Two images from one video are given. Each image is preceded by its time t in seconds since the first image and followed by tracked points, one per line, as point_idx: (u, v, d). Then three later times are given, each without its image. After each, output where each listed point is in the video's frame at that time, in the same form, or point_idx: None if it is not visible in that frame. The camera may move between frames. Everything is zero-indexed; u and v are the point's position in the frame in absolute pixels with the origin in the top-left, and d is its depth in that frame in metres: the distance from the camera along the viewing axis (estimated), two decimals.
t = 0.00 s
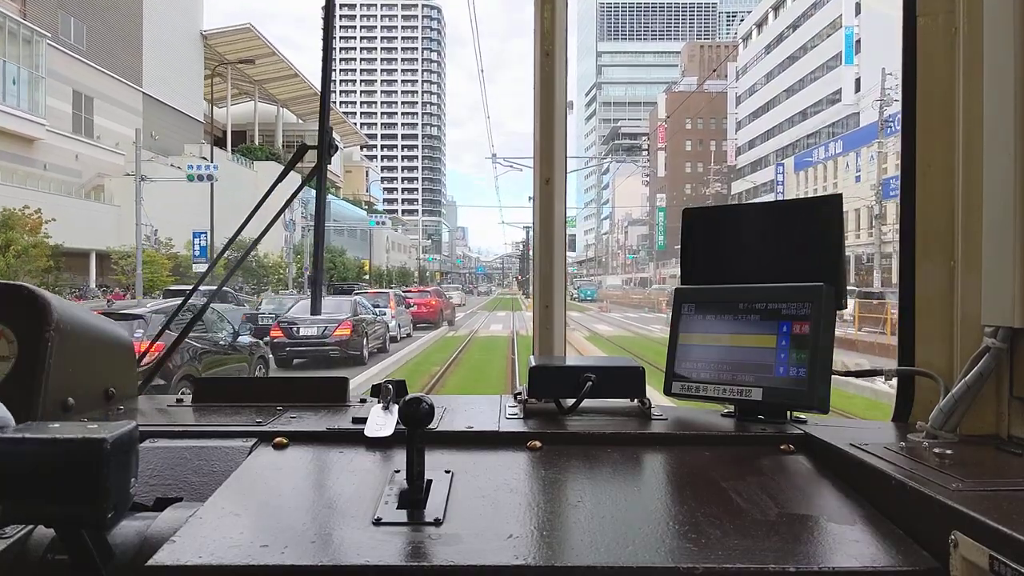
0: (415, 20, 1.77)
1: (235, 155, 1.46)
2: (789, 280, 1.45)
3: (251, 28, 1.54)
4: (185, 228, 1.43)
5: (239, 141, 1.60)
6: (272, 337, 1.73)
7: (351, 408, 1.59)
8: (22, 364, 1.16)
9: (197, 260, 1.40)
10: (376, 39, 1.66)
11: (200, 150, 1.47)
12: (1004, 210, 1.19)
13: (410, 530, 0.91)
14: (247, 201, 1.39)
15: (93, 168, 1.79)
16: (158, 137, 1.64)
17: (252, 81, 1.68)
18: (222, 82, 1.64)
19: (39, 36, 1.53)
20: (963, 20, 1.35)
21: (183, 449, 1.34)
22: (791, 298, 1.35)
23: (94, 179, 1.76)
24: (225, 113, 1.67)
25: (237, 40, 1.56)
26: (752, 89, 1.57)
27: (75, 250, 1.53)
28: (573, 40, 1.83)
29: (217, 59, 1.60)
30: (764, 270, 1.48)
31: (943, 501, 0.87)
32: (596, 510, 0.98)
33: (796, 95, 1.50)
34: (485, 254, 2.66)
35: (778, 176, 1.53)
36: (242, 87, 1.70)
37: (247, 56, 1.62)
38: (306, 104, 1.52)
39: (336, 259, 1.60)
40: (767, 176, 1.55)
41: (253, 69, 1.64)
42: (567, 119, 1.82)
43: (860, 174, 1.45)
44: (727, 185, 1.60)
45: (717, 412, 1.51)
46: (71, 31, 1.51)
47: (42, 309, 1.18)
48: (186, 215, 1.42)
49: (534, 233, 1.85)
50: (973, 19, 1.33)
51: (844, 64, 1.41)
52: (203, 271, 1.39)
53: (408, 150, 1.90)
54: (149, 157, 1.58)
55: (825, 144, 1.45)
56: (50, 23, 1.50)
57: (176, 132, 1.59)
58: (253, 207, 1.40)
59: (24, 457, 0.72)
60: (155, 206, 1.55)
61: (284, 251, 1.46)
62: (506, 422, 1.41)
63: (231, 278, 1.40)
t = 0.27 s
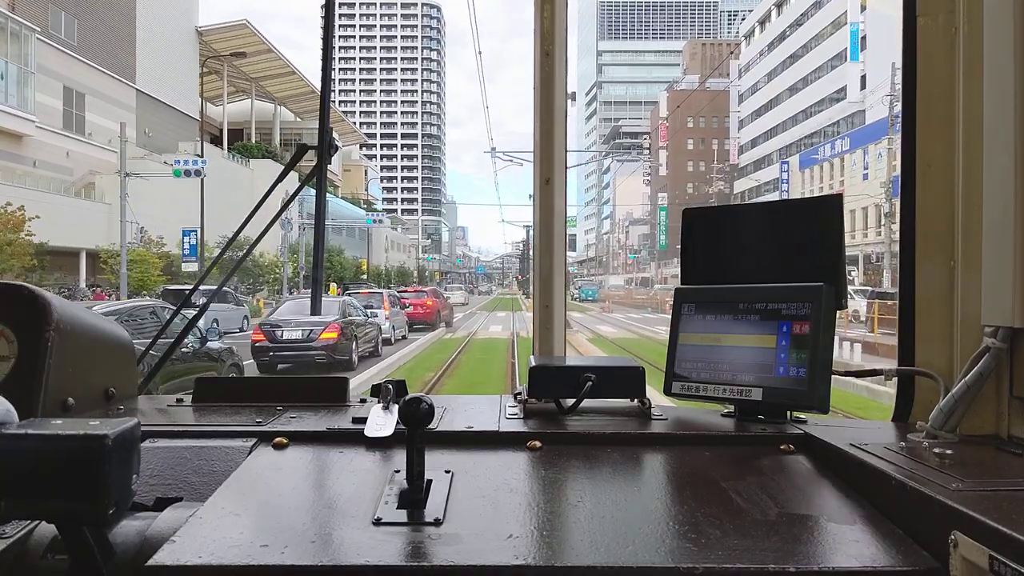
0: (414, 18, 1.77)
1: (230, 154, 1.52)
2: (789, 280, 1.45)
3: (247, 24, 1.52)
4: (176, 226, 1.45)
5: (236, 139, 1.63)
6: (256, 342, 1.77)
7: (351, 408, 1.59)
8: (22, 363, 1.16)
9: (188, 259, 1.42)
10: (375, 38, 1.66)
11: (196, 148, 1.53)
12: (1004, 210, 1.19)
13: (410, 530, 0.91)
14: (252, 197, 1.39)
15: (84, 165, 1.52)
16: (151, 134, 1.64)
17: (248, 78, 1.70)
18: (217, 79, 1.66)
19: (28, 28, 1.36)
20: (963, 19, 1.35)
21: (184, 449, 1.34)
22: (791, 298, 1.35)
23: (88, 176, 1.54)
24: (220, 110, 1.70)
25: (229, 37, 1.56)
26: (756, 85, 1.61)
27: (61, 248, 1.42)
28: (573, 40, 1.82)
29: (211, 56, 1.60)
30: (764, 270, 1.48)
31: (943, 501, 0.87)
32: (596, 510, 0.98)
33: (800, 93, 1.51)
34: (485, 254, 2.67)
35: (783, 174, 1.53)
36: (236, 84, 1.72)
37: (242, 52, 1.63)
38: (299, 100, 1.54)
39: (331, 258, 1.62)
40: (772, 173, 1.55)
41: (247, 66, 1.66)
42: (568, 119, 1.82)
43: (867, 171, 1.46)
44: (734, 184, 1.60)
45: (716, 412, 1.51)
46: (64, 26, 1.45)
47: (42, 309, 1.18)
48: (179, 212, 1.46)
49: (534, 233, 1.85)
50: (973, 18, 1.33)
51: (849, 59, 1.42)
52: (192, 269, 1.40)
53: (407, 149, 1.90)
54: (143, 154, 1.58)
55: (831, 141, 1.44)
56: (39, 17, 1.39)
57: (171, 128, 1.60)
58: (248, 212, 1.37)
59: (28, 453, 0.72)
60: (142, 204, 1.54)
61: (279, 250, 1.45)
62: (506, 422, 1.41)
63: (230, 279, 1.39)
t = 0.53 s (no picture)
0: (414, 17, 1.77)
1: (225, 151, 1.52)
2: (789, 280, 1.45)
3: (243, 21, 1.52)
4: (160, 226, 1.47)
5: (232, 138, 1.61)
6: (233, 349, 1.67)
7: (351, 408, 1.59)
8: (22, 362, 1.15)
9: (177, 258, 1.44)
10: (373, 37, 1.64)
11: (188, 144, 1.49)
12: (1004, 210, 1.19)
13: (410, 530, 0.91)
14: (250, 199, 1.40)
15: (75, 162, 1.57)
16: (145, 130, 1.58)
17: (245, 75, 1.69)
18: (213, 77, 1.63)
19: (16, 25, 1.41)
20: (963, 19, 1.35)
21: (183, 449, 1.34)
22: (791, 298, 1.35)
23: (77, 173, 1.60)
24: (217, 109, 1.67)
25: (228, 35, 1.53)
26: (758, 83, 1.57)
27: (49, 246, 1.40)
28: (572, 40, 1.83)
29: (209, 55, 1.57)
30: (763, 270, 1.49)
31: (943, 502, 0.87)
32: (596, 510, 0.98)
33: (801, 93, 1.48)
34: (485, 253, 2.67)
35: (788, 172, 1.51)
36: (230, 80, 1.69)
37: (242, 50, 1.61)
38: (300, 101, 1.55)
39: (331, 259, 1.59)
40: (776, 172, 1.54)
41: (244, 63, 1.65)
42: (567, 118, 1.82)
43: (875, 169, 1.48)
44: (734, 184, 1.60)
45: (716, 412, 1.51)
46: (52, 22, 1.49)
47: (42, 309, 1.18)
48: (166, 209, 1.46)
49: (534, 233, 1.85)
50: (973, 18, 1.33)
51: (852, 57, 1.44)
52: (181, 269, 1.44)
53: (407, 147, 1.91)
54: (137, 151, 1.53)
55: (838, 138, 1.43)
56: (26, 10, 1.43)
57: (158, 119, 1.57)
58: (249, 213, 1.39)
59: (36, 439, 0.66)
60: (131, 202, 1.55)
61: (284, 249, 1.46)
62: (506, 422, 1.41)
63: (227, 280, 1.41)
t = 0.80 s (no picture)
0: (413, 15, 1.75)
1: (222, 150, 1.59)
2: (789, 280, 1.45)
3: (240, 17, 1.54)
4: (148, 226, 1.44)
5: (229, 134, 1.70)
6: (210, 353, 1.67)
7: (351, 408, 1.59)
8: (22, 361, 1.15)
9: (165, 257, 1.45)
10: (373, 35, 1.65)
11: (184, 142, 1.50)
12: (1004, 209, 1.19)
13: (410, 530, 0.91)
14: (248, 199, 1.40)
15: (64, 159, 1.44)
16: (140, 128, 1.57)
17: (241, 73, 1.77)
18: (209, 74, 1.71)
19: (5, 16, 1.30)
20: (963, 19, 1.35)
21: (183, 449, 1.34)
22: (791, 298, 1.35)
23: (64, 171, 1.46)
24: (213, 107, 1.73)
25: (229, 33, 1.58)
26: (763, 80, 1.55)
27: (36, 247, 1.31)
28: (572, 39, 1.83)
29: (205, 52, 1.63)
30: (763, 270, 1.49)
31: (943, 501, 0.87)
32: (596, 510, 0.98)
33: (804, 90, 1.46)
34: (485, 253, 2.66)
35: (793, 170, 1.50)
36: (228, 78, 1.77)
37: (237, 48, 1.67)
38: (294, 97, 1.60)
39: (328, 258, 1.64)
40: (780, 169, 1.53)
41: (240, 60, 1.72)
42: (568, 120, 1.82)
43: (884, 166, 1.48)
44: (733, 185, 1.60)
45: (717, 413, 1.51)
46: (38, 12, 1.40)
47: (42, 308, 1.18)
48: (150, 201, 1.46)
49: (534, 233, 1.85)
50: (973, 18, 1.33)
51: (859, 53, 1.42)
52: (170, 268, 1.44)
53: (407, 146, 1.90)
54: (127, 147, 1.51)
55: (846, 136, 1.44)
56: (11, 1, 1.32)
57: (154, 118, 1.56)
58: (248, 213, 1.40)
59: (48, 422, 0.65)
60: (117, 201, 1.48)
61: (278, 247, 1.50)
62: (506, 422, 1.41)
63: (227, 281, 1.40)
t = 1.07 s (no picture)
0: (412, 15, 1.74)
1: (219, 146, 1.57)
2: (789, 280, 1.45)
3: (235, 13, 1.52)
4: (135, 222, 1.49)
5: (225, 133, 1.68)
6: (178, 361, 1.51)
7: (351, 408, 1.59)
8: (22, 361, 1.15)
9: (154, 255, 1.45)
10: (372, 33, 1.61)
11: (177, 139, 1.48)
12: (1004, 209, 1.19)
13: (410, 530, 0.91)
14: (246, 202, 1.42)
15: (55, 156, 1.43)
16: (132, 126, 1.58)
17: (238, 70, 1.77)
18: (205, 71, 1.71)
19: None
20: (963, 20, 1.35)
21: (183, 449, 1.34)
22: (791, 298, 1.35)
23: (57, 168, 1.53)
24: (208, 105, 1.73)
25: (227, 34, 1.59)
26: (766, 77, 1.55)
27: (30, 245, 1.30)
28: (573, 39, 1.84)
29: (201, 48, 1.64)
30: (763, 270, 1.49)
31: (943, 501, 0.87)
32: (596, 510, 0.98)
33: (806, 89, 1.47)
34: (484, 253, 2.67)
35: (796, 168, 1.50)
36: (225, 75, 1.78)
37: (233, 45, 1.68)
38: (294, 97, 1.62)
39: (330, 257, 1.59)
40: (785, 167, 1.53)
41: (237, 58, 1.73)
42: (568, 120, 1.83)
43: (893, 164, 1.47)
44: (739, 182, 1.62)
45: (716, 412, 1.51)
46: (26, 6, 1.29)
47: (42, 309, 1.18)
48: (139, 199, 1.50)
49: (534, 234, 1.84)
50: (973, 19, 1.33)
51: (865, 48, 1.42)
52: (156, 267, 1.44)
53: (406, 146, 1.92)
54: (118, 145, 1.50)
55: (853, 132, 1.44)
56: None
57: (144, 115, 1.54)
58: (253, 214, 1.39)
59: (47, 424, 0.65)
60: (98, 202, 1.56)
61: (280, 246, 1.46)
62: (506, 422, 1.41)
63: (227, 279, 1.39)
